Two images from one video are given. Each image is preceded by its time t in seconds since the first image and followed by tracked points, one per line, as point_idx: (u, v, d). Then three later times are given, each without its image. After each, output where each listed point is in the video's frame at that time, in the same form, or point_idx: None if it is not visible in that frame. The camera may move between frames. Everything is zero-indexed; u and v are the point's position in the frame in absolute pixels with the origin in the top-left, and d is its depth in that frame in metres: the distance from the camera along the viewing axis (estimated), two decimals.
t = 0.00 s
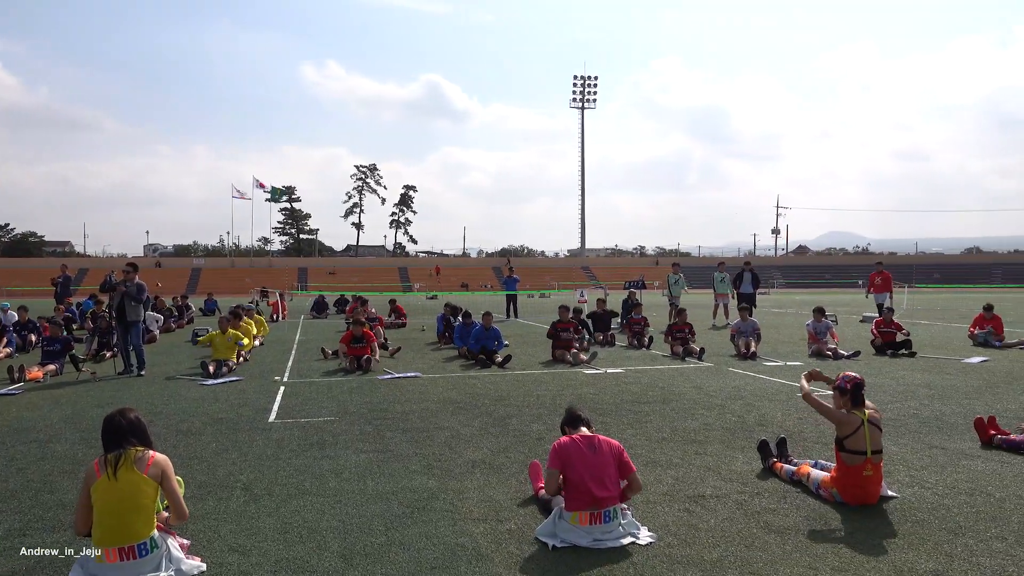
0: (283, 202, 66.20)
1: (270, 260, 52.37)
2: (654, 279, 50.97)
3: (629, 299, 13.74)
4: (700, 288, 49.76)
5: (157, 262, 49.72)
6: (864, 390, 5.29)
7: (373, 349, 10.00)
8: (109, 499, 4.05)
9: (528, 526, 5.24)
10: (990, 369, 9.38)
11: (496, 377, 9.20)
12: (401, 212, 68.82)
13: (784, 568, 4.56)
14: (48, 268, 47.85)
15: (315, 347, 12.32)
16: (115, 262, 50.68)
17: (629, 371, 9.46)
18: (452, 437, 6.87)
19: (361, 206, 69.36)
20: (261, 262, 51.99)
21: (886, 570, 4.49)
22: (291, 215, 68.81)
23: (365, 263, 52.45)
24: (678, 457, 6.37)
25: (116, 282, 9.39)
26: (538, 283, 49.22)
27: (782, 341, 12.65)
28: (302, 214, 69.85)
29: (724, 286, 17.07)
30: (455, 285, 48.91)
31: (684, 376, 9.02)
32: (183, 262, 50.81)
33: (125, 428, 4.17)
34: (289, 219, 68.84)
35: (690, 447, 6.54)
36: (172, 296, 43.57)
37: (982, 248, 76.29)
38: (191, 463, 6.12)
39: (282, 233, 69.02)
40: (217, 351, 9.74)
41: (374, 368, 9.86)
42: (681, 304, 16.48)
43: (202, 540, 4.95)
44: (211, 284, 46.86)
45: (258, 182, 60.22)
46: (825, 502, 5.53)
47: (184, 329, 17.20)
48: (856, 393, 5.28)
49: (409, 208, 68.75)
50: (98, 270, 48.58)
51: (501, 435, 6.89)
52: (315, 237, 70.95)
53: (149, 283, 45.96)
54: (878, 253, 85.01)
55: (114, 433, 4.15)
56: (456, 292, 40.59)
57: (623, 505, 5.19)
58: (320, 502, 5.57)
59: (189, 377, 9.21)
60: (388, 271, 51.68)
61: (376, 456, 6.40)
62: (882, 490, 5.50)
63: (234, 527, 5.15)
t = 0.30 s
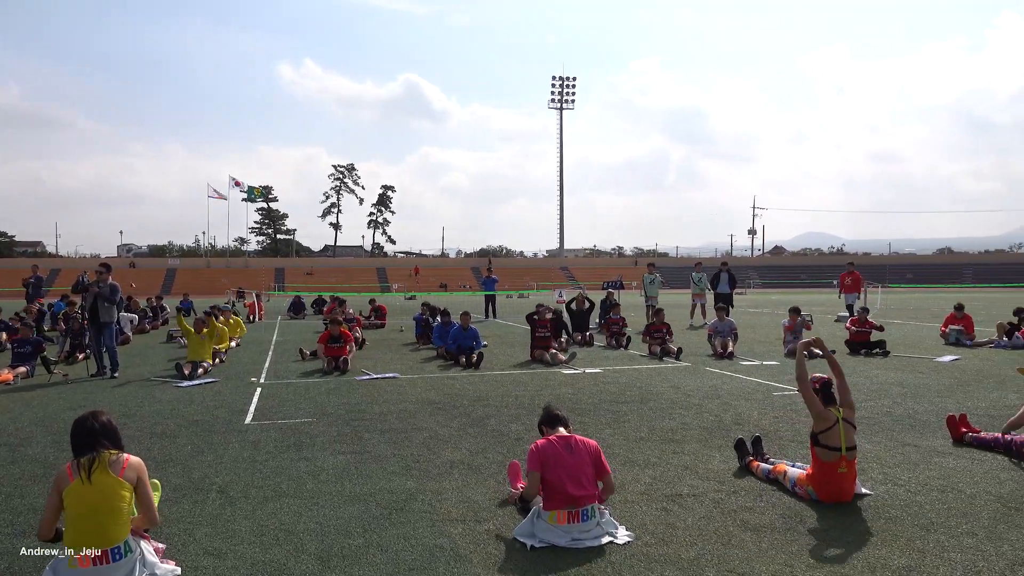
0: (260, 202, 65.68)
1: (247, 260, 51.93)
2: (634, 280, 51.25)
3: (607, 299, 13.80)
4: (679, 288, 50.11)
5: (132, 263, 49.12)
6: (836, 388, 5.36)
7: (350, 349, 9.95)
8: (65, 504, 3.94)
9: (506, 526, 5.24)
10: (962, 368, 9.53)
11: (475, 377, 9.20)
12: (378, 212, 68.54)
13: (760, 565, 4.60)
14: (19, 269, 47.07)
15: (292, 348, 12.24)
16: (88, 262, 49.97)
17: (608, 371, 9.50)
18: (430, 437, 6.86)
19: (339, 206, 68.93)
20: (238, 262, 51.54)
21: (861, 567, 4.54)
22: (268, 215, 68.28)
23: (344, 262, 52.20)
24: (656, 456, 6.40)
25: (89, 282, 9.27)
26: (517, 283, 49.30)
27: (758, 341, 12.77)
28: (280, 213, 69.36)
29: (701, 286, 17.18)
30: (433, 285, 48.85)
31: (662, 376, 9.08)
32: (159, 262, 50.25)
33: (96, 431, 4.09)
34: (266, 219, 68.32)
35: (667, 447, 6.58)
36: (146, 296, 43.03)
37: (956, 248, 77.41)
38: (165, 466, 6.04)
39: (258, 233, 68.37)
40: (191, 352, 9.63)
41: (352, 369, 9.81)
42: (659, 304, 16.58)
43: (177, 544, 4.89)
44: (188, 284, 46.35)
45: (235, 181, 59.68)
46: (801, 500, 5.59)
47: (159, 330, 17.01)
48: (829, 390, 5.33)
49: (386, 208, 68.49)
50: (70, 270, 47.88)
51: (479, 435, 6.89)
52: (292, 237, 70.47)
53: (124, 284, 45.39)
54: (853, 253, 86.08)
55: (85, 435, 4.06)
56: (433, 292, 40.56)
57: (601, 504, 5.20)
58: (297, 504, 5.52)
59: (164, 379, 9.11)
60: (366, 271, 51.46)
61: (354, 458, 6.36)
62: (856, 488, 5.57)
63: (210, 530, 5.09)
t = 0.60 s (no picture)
0: (236, 202, 65.12)
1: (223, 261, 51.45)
2: (613, 279, 51.54)
3: (586, 300, 13.84)
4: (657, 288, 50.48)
5: (105, 263, 48.52)
6: (814, 387, 5.39)
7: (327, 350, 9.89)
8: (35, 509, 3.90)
9: (485, 527, 5.23)
10: (935, 367, 9.67)
11: (454, 378, 9.18)
12: (356, 213, 68.14)
13: (738, 563, 4.63)
14: None
15: (269, 349, 12.15)
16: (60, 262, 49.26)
17: (586, 371, 9.53)
18: (409, 438, 6.84)
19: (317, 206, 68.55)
20: (214, 262, 51.08)
21: (836, 564, 4.58)
22: (245, 215, 67.68)
23: (322, 263, 51.90)
24: (634, 455, 6.43)
25: (60, 283, 9.15)
26: (497, 283, 49.32)
27: (735, 340, 12.88)
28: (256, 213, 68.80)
29: (679, 287, 17.27)
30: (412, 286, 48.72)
31: (640, 376, 9.12)
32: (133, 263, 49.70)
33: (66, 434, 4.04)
34: (242, 219, 67.75)
35: (646, 446, 6.62)
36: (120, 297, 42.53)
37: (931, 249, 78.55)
38: (139, 469, 5.97)
39: (234, 233, 67.70)
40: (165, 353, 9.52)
41: (330, 370, 9.75)
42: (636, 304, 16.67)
43: (151, 548, 4.82)
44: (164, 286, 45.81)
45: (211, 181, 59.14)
46: (777, 498, 5.65)
47: (133, 331, 16.81)
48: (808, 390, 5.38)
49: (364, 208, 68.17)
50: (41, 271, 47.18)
51: (458, 436, 6.89)
52: (270, 237, 69.99)
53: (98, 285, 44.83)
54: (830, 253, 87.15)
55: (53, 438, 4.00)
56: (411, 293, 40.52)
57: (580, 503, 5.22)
58: (275, 506, 5.48)
59: (138, 381, 9.00)
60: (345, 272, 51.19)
61: (331, 459, 6.33)
62: (831, 486, 5.63)
63: (186, 533, 5.03)
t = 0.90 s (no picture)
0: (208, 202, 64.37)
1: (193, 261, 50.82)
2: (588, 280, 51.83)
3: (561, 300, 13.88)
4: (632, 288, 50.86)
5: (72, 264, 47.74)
6: (784, 385, 5.44)
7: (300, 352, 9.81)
8: None
9: (460, 528, 5.22)
10: (903, 366, 9.85)
11: (429, 379, 9.16)
12: (330, 213, 67.56)
13: (710, 561, 4.67)
14: None
15: (241, 351, 12.03)
16: (23, 263, 48.29)
17: (562, 371, 9.56)
18: (383, 440, 6.82)
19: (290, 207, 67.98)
20: (184, 263, 50.46)
21: (807, 561, 4.63)
22: (216, 215, 66.81)
23: (296, 264, 51.63)
24: (609, 455, 6.47)
25: (25, 285, 9.04)
26: (473, 283, 49.34)
27: (709, 340, 13.02)
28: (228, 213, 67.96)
29: (653, 287, 17.38)
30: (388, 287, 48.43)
31: (615, 376, 9.17)
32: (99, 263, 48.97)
33: (32, 437, 3.98)
34: (213, 219, 66.98)
35: (620, 446, 6.66)
36: (87, 299, 41.82)
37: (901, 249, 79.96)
38: (107, 474, 5.88)
39: (206, 233, 66.84)
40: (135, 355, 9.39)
41: (304, 372, 9.69)
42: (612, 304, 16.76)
43: (120, 554, 4.74)
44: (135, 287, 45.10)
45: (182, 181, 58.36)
46: (749, 495, 5.71)
47: (101, 333, 16.54)
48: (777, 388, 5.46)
49: (337, 208, 67.66)
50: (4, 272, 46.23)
51: (433, 437, 6.87)
52: (241, 237, 69.26)
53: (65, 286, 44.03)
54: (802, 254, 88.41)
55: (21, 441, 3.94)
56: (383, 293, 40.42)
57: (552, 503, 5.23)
58: (247, 510, 5.42)
59: (107, 384, 8.87)
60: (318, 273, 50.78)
61: (305, 462, 6.28)
62: (802, 484, 5.70)
63: (156, 538, 4.96)
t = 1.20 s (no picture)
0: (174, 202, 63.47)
1: (159, 262, 50.10)
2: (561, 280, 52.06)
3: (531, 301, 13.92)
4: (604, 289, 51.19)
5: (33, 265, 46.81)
6: (736, 382, 5.55)
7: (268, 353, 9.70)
8: None
9: (430, 530, 5.18)
10: (867, 364, 10.03)
11: (400, 380, 9.12)
12: (298, 213, 66.89)
13: (679, 559, 4.70)
14: None
15: (208, 353, 11.88)
16: None
17: (533, 371, 9.58)
18: (353, 442, 6.78)
19: (259, 206, 67.28)
20: (149, 264, 49.76)
21: (774, 557, 4.68)
22: (183, 214, 65.82)
23: (266, 265, 51.14)
24: (579, 455, 6.49)
25: None
26: (444, 283, 49.29)
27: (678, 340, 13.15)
28: (193, 213, 67.03)
29: (624, 287, 17.50)
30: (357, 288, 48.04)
31: (586, 376, 9.22)
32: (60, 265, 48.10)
33: None
34: (180, 219, 66.03)
35: (590, 446, 6.69)
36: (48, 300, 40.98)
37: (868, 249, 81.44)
38: (69, 479, 5.76)
39: (173, 233, 65.73)
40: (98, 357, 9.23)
41: (273, 374, 9.61)
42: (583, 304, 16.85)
43: (82, 560, 4.63)
44: (99, 288, 44.20)
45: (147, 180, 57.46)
46: (717, 493, 5.77)
47: (62, 335, 16.23)
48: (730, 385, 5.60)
49: (307, 209, 67.03)
50: None
51: (403, 439, 6.85)
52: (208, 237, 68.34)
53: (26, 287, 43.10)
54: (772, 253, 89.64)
55: None
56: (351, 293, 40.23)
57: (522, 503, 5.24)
58: (214, 514, 5.34)
59: (69, 387, 8.71)
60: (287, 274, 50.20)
61: (273, 465, 6.22)
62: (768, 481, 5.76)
63: (119, 544, 4.86)
